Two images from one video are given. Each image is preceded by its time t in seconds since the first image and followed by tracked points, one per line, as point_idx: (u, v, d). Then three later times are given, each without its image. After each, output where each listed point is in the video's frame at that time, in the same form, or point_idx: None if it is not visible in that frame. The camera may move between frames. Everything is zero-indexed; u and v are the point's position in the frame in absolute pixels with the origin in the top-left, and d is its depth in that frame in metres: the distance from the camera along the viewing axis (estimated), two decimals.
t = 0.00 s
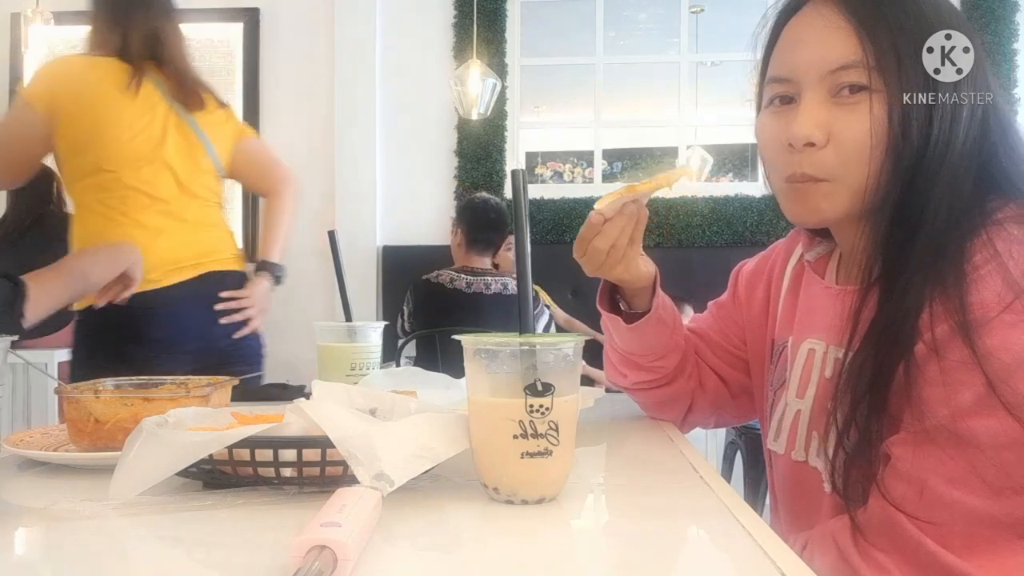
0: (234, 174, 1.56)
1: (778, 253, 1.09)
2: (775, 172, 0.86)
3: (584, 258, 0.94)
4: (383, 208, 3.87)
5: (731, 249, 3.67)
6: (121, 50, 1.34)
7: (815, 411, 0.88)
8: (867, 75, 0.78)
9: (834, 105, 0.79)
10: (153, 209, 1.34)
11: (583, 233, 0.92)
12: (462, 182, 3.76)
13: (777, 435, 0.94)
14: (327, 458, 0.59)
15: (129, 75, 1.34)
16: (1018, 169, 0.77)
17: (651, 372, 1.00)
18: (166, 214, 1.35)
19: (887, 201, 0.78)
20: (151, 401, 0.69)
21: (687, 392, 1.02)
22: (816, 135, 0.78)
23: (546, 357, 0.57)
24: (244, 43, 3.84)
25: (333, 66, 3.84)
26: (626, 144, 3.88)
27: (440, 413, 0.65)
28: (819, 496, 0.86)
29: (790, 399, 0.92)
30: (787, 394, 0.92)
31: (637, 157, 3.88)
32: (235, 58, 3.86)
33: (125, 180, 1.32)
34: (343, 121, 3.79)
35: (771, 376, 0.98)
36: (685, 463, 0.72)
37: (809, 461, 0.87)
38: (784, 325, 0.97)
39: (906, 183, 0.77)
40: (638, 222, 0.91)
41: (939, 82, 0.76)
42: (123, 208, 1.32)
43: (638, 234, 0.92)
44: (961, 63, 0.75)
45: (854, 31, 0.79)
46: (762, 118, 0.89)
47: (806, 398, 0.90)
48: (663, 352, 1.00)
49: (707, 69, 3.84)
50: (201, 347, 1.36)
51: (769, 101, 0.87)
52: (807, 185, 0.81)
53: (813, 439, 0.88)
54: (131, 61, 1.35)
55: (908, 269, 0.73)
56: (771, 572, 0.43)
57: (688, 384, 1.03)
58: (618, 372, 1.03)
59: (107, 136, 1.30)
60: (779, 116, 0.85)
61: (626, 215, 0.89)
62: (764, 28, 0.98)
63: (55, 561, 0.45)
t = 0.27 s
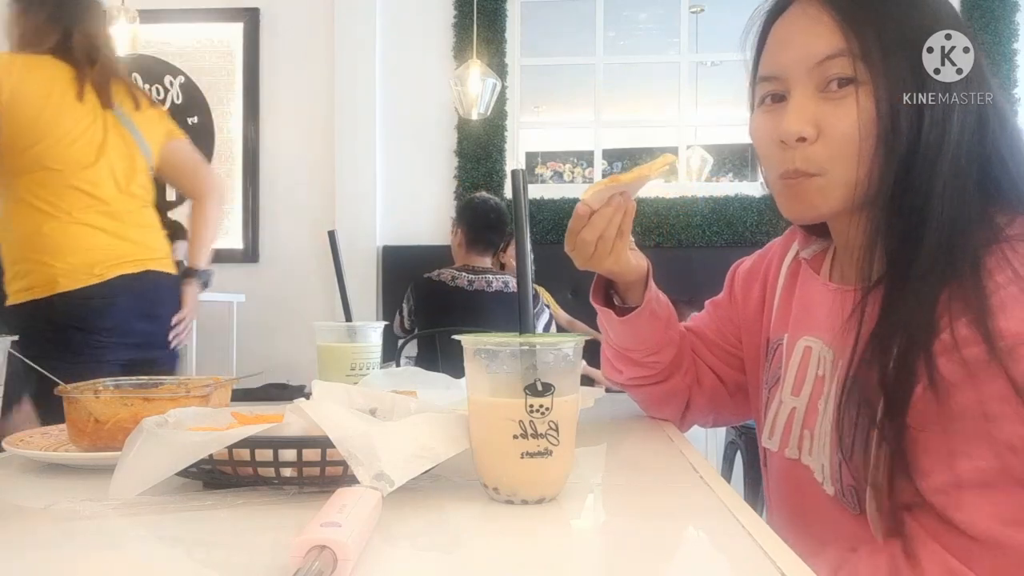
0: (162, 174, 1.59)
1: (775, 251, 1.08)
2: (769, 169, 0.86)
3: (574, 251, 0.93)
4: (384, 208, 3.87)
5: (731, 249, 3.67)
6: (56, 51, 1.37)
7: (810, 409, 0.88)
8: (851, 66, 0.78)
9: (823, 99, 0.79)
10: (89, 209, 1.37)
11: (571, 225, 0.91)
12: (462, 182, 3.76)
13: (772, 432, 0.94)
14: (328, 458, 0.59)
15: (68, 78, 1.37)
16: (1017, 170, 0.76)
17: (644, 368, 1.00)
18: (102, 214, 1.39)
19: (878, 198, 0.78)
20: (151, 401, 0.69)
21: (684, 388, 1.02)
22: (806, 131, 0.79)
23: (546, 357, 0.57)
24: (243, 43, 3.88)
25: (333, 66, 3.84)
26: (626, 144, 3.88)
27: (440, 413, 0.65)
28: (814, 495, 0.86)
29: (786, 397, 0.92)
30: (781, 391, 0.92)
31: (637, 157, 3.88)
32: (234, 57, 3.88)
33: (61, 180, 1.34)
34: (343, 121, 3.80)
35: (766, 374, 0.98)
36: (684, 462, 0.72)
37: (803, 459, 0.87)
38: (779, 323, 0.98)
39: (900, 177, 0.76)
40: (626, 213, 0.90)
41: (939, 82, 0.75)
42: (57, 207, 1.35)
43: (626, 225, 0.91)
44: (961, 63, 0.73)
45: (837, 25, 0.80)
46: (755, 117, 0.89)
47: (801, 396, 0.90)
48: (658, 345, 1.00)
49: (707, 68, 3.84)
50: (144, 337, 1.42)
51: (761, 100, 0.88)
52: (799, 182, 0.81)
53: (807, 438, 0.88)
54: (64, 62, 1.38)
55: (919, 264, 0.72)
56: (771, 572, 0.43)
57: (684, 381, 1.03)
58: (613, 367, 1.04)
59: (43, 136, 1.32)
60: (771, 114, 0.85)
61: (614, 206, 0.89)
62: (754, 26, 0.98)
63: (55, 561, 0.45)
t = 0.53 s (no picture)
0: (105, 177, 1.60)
1: (776, 253, 1.08)
2: (765, 171, 0.86)
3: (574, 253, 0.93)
4: (383, 209, 3.87)
5: (731, 249, 3.67)
6: None
7: (812, 410, 0.88)
8: (839, 68, 0.78)
9: (813, 101, 0.79)
10: (37, 219, 1.38)
11: (571, 228, 0.90)
12: (462, 182, 3.75)
13: (772, 434, 0.94)
14: (327, 458, 0.59)
15: (13, 91, 1.38)
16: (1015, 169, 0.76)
17: (644, 369, 1.00)
18: (51, 225, 1.40)
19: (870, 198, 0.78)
20: (151, 401, 0.69)
21: (683, 389, 1.02)
22: (797, 132, 0.79)
23: (546, 357, 0.57)
24: (243, 43, 3.89)
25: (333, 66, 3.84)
26: (626, 144, 3.87)
27: (440, 413, 0.65)
28: (817, 496, 0.86)
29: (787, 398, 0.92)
30: (782, 393, 0.92)
31: (637, 157, 3.87)
32: (235, 58, 3.89)
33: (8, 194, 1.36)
34: (344, 121, 3.80)
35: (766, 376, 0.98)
36: (685, 463, 0.72)
37: (805, 461, 0.87)
38: (781, 325, 0.97)
39: (892, 178, 0.76)
40: (626, 216, 0.89)
41: (941, 82, 0.75)
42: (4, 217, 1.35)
43: (627, 229, 0.90)
44: (962, 63, 0.74)
45: (823, 28, 0.80)
46: (749, 121, 0.89)
47: (802, 397, 0.90)
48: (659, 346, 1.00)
49: (707, 68, 3.84)
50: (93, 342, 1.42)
51: (755, 104, 0.88)
52: (794, 184, 0.81)
53: (808, 440, 0.88)
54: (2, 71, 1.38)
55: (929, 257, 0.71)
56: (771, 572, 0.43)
57: (683, 382, 1.03)
58: (613, 369, 1.04)
59: None
60: (763, 117, 0.86)
61: (614, 209, 0.88)
62: (746, 33, 0.98)
63: (54, 561, 0.45)
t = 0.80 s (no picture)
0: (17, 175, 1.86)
1: (778, 254, 1.08)
2: (774, 171, 0.85)
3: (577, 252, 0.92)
4: (383, 209, 3.86)
5: (731, 249, 3.67)
6: None
7: (818, 411, 0.88)
8: (858, 72, 0.77)
9: (826, 102, 0.78)
10: None
11: (573, 228, 0.90)
12: (462, 182, 3.75)
13: (775, 435, 0.94)
14: (327, 458, 0.59)
15: None
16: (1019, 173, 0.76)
17: (644, 370, 1.00)
18: None
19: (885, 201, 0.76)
20: (151, 401, 0.69)
21: (684, 390, 1.02)
22: (813, 131, 0.77)
23: (546, 357, 0.57)
24: (243, 43, 3.89)
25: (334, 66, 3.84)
26: (626, 144, 3.87)
27: (440, 413, 0.65)
28: (820, 495, 0.86)
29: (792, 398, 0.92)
30: (787, 393, 0.92)
31: (637, 157, 3.87)
32: (235, 58, 3.90)
33: None
34: (344, 121, 3.80)
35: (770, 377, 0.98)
36: (685, 462, 0.72)
37: (809, 462, 0.87)
38: (786, 326, 0.98)
39: (907, 180, 0.75)
40: (628, 216, 0.89)
41: (938, 82, 0.75)
42: None
43: (628, 228, 0.90)
44: (962, 63, 0.74)
45: (843, 29, 0.78)
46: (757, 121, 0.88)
47: (806, 397, 0.90)
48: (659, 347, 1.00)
49: (707, 68, 3.84)
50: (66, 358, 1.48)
51: (762, 104, 0.87)
52: (807, 185, 0.79)
53: (813, 440, 0.87)
54: None
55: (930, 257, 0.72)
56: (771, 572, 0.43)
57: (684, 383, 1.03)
58: (614, 369, 1.04)
59: None
60: (774, 118, 0.84)
61: (615, 209, 0.88)
62: (756, 33, 0.97)
63: (54, 561, 0.45)
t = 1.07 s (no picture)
0: None
1: (777, 253, 1.08)
2: (795, 173, 0.82)
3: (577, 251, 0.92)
4: (383, 209, 3.87)
5: (731, 249, 3.66)
6: None
7: (820, 411, 0.88)
8: (894, 73, 0.75)
9: (861, 102, 0.76)
10: None
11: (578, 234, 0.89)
12: (462, 182, 3.75)
13: (777, 435, 0.94)
14: (327, 458, 0.59)
15: None
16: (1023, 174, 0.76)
17: (645, 373, 1.00)
18: None
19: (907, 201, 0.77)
20: (151, 401, 0.69)
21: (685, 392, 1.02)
22: (846, 134, 0.75)
23: (546, 357, 0.57)
24: (242, 44, 3.89)
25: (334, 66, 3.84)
26: (626, 144, 3.87)
27: (440, 413, 0.65)
28: (819, 493, 0.86)
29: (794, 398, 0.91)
30: (789, 393, 0.92)
31: (637, 157, 3.87)
32: (235, 58, 3.90)
33: None
34: (344, 121, 3.80)
35: (774, 378, 0.98)
36: (684, 462, 0.72)
37: (811, 462, 0.87)
38: (787, 325, 0.98)
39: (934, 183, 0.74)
40: (634, 225, 0.88)
41: (940, 81, 0.73)
42: None
43: (633, 237, 0.90)
44: (961, 63, 0.73)
45: (879, 28, 0.76)
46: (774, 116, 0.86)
47: (809, 397, 0.90)
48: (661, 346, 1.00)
49: (707, 68, 3.84)
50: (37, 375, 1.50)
51: (783, 99, 0.84)
52: (834, 184, 0.77)
53: (816, 439, 0.87)
54: None
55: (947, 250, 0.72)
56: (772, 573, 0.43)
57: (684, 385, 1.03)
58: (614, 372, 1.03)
59: None
60: (797, 114, 0.82)
61: (621, 217, 0.87)
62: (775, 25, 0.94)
63: (54, 561, 0.45)
